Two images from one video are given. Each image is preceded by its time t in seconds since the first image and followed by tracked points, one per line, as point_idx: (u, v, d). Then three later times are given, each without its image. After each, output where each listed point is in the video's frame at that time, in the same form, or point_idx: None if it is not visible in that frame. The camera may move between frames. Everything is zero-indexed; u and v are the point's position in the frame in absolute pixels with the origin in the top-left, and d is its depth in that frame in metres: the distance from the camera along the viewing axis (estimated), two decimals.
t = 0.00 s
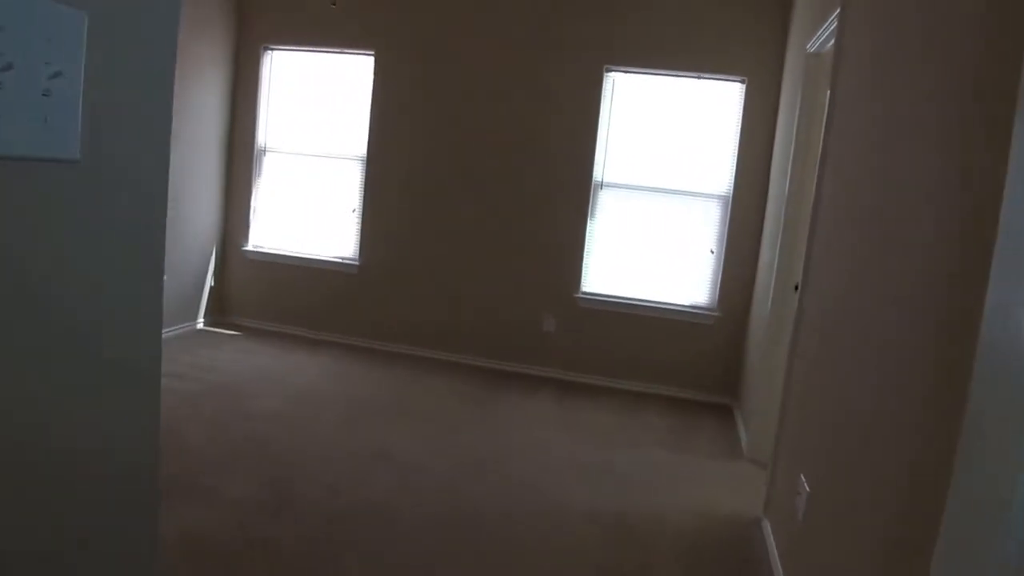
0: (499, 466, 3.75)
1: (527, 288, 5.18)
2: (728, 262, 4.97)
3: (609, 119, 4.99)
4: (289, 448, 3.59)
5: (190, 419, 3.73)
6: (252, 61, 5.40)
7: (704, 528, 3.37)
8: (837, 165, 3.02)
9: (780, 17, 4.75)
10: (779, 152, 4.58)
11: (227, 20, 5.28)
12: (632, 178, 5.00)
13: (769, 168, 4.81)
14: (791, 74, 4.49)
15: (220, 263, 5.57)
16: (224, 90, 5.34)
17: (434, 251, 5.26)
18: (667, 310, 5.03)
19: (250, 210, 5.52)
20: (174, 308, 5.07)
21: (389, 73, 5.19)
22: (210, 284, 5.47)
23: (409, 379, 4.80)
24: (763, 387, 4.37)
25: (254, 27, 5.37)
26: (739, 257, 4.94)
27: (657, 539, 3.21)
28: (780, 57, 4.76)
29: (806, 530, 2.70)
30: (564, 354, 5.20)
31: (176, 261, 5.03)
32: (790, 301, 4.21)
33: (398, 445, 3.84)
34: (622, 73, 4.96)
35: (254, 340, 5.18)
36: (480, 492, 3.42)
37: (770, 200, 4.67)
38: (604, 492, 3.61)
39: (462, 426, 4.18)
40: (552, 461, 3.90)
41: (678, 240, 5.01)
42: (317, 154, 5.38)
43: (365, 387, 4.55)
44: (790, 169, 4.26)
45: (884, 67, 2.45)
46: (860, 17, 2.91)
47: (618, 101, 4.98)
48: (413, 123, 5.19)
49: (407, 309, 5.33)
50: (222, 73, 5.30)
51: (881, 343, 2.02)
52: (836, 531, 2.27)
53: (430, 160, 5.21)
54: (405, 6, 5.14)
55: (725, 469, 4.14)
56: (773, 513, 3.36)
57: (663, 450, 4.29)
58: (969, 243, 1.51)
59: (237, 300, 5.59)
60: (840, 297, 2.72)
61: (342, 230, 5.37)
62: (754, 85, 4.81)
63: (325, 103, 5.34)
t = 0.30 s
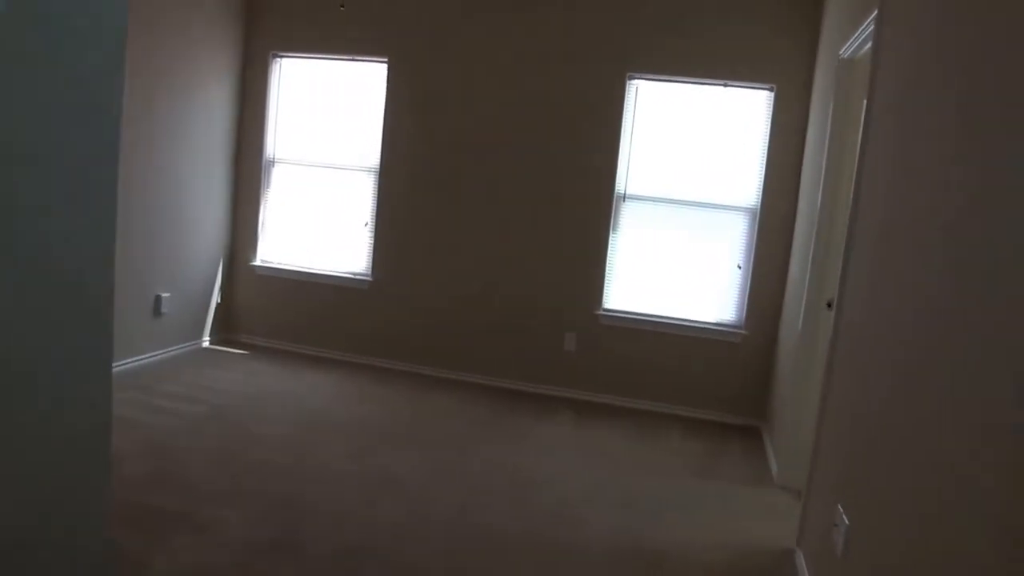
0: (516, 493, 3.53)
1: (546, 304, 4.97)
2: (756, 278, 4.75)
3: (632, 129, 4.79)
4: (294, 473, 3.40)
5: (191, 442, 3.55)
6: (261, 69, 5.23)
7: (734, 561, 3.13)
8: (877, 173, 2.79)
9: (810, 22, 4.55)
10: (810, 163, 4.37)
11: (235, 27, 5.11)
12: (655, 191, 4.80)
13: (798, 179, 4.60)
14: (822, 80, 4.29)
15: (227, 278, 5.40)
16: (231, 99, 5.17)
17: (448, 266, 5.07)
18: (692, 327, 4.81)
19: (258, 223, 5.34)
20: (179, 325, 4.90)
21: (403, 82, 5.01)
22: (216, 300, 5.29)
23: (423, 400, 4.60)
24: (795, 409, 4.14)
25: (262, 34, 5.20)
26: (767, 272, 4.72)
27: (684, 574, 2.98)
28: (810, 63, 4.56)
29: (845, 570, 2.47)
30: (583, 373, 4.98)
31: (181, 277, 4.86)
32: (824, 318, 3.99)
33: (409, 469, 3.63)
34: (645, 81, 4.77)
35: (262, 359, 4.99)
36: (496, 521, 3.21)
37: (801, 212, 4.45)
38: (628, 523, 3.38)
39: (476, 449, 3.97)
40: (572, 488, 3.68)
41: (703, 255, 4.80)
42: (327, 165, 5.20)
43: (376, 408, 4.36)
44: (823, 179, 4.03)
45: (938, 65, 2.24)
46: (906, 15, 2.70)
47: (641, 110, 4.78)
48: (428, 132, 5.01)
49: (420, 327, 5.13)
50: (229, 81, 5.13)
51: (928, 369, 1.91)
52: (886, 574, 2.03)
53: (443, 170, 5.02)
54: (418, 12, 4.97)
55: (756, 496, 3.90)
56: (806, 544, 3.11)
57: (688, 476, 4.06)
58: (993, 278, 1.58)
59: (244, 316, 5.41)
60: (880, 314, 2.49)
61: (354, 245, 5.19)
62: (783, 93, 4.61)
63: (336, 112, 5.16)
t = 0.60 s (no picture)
0: (539, 522, 3.33)
1: (568, 320, 4.78)
2: (788, 294, 4.53)
3: (658, 138, 4.60)
4: (305, 502, 3.21)
5: (197, 468, 3.37)
6: (271, 78, 5.08)
7: None
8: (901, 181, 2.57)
9: (844, 26, 4.35)
10: (844, 173, 4.16)
11: (245, 34, 4.97)
12: (682, 202, 4.60)
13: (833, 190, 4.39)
14: (857, 85, 4.08)
15: (238, 294, 5.23)
16: (241, 108, 5.02)
17: (465, 281, 4.88)
18: (721, 345, 4.59)
19: (270, 236, 5.18)
20: (188, 342, 4.74)
21: (419, 90, 4.84)
22: (226, 317, 5.13)
23: (440, 421, 4.41)
24: (829, 433, 3.88)
25: (273, 41, 5.06)
26: (800, 287, 4.51)
27: None
28: (844, 69, 4.35)
29: None
30: (607, 393, 4.77)
31: (190, 293, 4.70)
32: (862, 336, 3.76)
33: (426, 496, 3.43)
34: (671, 88, 4.57)
35: (274, 378, 4.81)
36: (518, 553, 3.01)
37: (835, 224, 4.24)
38: (659, 554, 3.17)
39: (496, 476, 3.77)
40: (598, 516, 3.47)
41: (733, 270, 4.58)
42: (340, 176, 5.03)
43: (390, 430, 4.17)
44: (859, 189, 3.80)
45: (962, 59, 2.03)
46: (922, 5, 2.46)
47: (668, 118, 4.58)
48: (444, 143, 4.84)
49: (437, 344, 4.95)
50: (239, 90, 4.98)
51: (943, 373, 1.85)
52: None
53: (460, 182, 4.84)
54: (434, 18, 4.80)
55: (793, 525, 3.67)
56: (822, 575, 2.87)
57: (720, 502, 3.84)
58: (993, 288, 1.61)
59: (255, 333, 5.24)
60: (902, 329, 2.26)
61: (368, 260, 5.01)
62: (816, 100, 4.40)
63: (349, 121, 5.00)
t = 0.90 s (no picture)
0: (563, 549, 3.13)
1: (592, 336, 4.58)
2: (824, 308, 4.31)
3: (688, 146, 4.41)
4: (317, 529, 3.03)
5: (203, 493, 3.22)
6: (285, 86, 4.95)
7: None
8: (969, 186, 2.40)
9: (882, 26, 4.14)
10: (883, 180, 3.94)
11: (258, 42, 4.86)
12: (712, 213, 4.40)
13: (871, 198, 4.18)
14: (896, 87, 3.87)
15: (251, 309, 5.09)
16: (254, 118, 4.90)
17: (486, 295, 4.71)
18: (754, 362, 4.37)
19: (284, 250, 5.04)
20: (198, 361, 4.61)
21: (436, 99, 4.69)
22: (239, 333, 4.99)
23: (459, 442, 4.23)
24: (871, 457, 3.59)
25: (286, 49, 4.93)
26: (837, 301, 4.29)
27: None
28: (882, 71, 4.15)
29: None
30: (635, 412, 4.57)
31: (201, 310, 4.58)
32: (908, 354, 3.47)
33: (443, 522, 3.24)
34: (701, 93, 4.39)
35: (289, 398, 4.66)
36: None
37: (874, 234, 4.02)
38: None
39: (518, 500, 3.57)
40: (625, 543, 3.26)
41: (765, 283, 4.37)
42: (356, 187, 4.89)
43: (409, 452, 3.99)
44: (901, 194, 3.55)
45: None
46: None
47: (697, 126, 4.39)
48: (463, 152, 4.68)
49: (457, 361, 4.77)
50: (252, 100, 4.87)
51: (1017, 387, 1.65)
52: None
53: (479, 192, 4.68)
54: (452, 23, 4.65)
55: (836, 553, 3.43)
56: None
57: (756, 528, 3.61)
58: None
59: (269, 349, 5.10)
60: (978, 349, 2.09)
61: (385, 274, 4.86)
62: (851, 105, 4.20)
63: (364, 129, 4.86)
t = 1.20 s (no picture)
0: None
1: (621, 350, 4.41)
2: (865, 319, 4.10)
3: (720, 153, 4.24)
4: (331, 555, 2.88)
5: (214, 516, 3.09)
6: (302, 94, 4.86)
7: None
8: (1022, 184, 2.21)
9: (922, 22, 3.95)
10: (926, 185, 3.74)
11: (275, 50, 4.77)
12: (745, 221, 4.23)
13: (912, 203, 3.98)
14: (939, 86, 3.68)
15: (270, 324, 4.99)
16: (271, 128, 4.81)
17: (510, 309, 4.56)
18: (791, 377, 4.17)
19: (304, 263, 4.93)
20: (215, 378, 4.51)
21: (457, 107, 4.57)
22: (257, 350, 4.89)
23: (483, 462, 4.07)
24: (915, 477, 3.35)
25: (304, 57, 4.84)
26: (877, 312, 4.08)
27: None
28: (924, 70, 3.95)
29: None
30: (666, 430, 4.38)
31: (217, 325, 4.48)
32: (954, 365, 3.25)
33: (464, 547, 3.08)
34: (732, 98, 4.22)
35: (308, 416, 4.53)
36: None
37: (917, 241, 3.82)
38: None
39: (544, 523, 3.41)
40: (657, 569, 3.07)
41: (802, 295, 4.18)
42: (376, 198, 4.77)
43: (431, 473, 3.84)
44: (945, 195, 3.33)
45: None
46: None
47: (729, 131, 4.22)
48: (485, 161, 4.55)
49: (480, 377, 4.62)
50: (269, 110, 4.78)
51: None
52: None
53: (502, 202, 4.54)
54: (473, 28, 4.53)
55: None
56: None
57: (796, 552, 3.41)
58: None
59: (288, 366, 4.98)
60: None
61: (407, 288, 4.73)
62: (890, 106, 4.01)
63: (383, 138, 4.74)
